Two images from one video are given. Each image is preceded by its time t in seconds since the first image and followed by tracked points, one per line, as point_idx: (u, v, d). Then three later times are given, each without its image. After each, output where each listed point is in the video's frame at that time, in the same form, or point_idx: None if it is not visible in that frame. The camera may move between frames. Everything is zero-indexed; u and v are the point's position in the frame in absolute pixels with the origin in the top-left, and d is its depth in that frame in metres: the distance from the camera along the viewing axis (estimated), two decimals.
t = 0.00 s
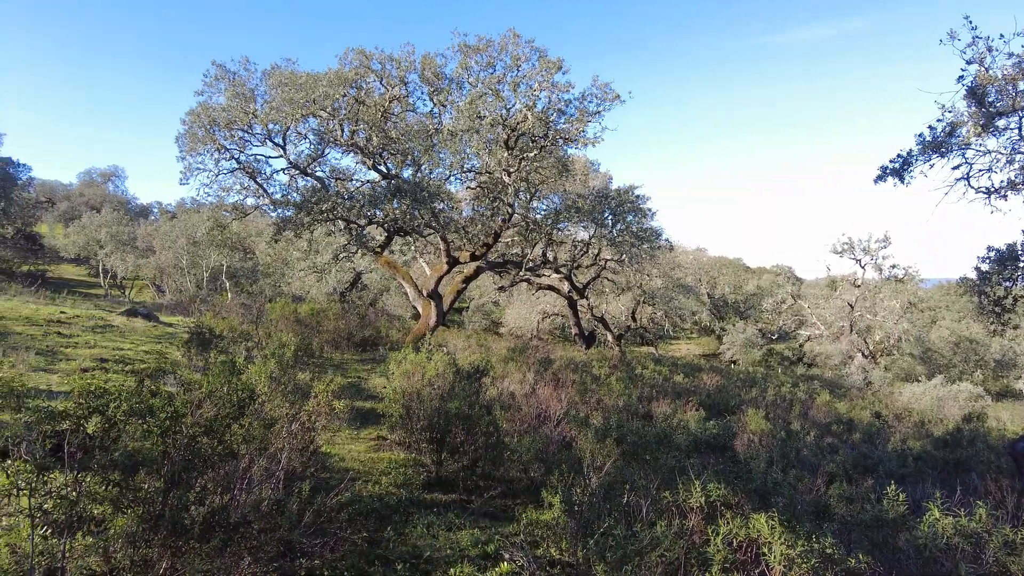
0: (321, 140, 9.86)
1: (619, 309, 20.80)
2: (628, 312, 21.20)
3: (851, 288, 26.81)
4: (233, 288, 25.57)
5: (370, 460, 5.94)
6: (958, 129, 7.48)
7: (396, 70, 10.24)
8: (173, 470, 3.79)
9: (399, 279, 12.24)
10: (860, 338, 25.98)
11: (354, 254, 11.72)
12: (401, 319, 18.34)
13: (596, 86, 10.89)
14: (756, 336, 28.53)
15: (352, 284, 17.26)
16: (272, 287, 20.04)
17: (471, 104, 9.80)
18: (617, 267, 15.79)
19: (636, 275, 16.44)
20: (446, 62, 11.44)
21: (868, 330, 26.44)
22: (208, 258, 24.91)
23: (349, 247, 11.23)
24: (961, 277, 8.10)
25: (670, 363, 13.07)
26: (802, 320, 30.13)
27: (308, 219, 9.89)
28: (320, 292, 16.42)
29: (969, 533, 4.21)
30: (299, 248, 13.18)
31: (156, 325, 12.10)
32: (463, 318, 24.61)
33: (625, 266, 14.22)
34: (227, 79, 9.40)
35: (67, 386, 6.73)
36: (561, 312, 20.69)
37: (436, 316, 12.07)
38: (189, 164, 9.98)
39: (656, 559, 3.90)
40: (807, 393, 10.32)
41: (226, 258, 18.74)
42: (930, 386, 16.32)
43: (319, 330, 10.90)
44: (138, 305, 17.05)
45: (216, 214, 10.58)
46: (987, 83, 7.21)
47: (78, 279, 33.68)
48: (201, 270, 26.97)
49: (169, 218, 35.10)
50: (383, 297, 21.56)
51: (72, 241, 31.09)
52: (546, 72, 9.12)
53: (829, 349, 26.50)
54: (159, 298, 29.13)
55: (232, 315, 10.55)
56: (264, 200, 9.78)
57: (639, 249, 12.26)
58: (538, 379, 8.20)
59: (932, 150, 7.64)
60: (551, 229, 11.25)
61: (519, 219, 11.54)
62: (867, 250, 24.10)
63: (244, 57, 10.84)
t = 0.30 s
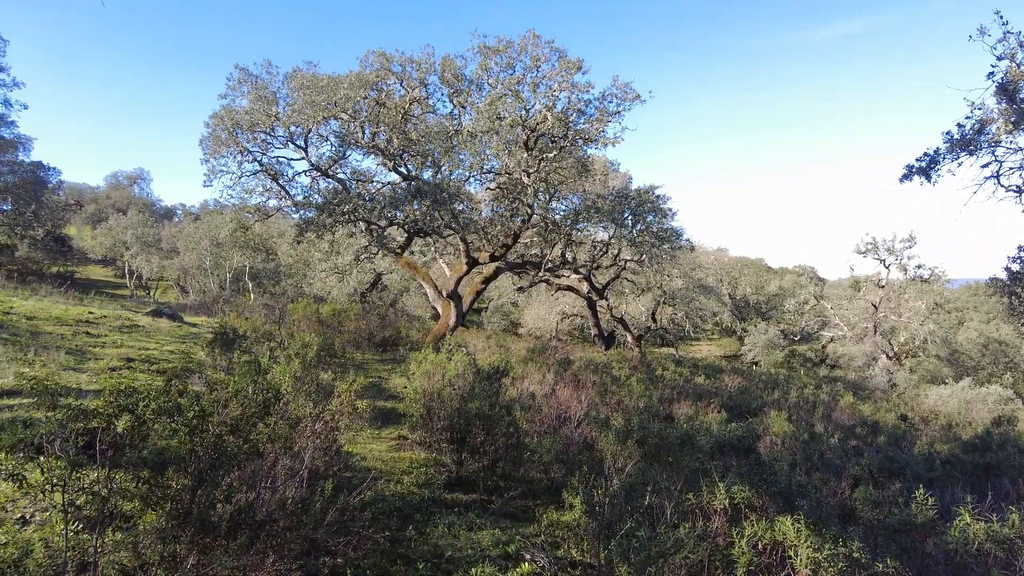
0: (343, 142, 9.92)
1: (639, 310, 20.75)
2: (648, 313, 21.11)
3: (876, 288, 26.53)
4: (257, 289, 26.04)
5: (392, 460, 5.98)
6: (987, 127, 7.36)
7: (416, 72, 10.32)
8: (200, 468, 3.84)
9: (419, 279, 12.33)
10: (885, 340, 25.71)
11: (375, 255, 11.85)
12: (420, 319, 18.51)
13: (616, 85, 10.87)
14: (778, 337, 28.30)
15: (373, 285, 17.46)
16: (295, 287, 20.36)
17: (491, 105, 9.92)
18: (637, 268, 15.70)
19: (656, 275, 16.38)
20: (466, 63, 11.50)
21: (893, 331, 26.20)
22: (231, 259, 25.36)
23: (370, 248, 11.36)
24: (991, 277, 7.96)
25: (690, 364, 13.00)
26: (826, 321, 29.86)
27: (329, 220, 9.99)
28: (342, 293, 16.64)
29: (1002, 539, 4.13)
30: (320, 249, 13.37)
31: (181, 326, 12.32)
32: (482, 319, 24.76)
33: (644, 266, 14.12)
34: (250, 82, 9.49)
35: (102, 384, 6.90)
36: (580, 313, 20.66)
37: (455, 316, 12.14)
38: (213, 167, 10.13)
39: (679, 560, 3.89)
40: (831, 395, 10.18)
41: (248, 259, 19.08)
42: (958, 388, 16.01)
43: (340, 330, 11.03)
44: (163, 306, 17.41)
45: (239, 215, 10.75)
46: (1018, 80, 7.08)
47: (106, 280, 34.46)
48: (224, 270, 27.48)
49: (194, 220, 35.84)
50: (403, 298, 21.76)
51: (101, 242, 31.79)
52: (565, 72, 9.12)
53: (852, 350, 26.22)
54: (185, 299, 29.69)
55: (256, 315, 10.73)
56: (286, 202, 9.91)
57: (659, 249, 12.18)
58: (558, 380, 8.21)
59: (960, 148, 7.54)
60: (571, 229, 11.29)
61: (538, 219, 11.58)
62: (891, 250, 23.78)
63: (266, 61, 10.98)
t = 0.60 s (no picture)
0: (364, 144, 9.99)
1: (658, 310, 20.62)
2: (667, 313, 20.99)
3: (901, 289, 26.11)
4: (278, 290, 26.42)
5: (412, 460, 6.02)
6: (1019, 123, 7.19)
7: (437, 74, 10.39)
8: (226, 466, 3.86)
9: (439, 280, 12.41)
10: (910, 341, 25.25)
11: (396, 256, 11.96)
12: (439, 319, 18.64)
13: (636, 84, 10.83)
14: (801, 338, 28.00)
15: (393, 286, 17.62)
16: (316, 288, 20.63)
17: (511, 105, 9.99)
18: (657, 268, 15.60)
19: (676, 275, 16.28)
20: (485, 64, 11.54)
21: (918, 332, 25.74)
22: (254, 260, 25.76)
23: (392, 249, 11.47)
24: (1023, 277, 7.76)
25: (711, 364, 12.91)
26: (849, 322, 29.45)
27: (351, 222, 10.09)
28: (362, 294, 16.82)
29: None
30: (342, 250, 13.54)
31: (205, 326, 12.54)
32: (501, 319, 24.86)
33: (665, 266, 14.02)
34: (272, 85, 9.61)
35: (133, 383, 7.06)
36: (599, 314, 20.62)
37: (475, 316, 12.18)
38: (236, 169, 10.26)
39: (704, 562, 3.86)
40: (854, 397, 10.05)
41: (270, 260, 19.37)
42: (987, 391, 15.67)
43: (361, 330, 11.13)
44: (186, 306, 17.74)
45: (261, 217, 10.89)
46: None
47: (130, 281, 35.14)
48: (247, 271, 27.92)
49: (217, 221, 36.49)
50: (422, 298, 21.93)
51: (126, 244, 32.41)
52: (585, 72, 9.10)
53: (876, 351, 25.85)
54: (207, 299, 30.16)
55: (279, 315, 10.91)
56: (307, 203, 10.01)
57: (679, 249, 12.15)
58: (579, 380, 8.20)
59: (991, 146, 7.38)
60: (591, 229, 11.27)
61: (557, 220, 11.58)
62: (917, 250, 23.37)
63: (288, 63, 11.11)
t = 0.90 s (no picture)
0: (384, 145, 10.03)
1: (678, 310, 20.50)
2: (687, 313, 20.86)
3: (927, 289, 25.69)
4: (299, 290, 26.77)
5: (432, 459, 6.05)
6: None
7: (456, 74, 10.44)
8: (250, 465, 3.95)
9: (458, 280, 12.48)
10: (935, 342, 24.80)
11: (416, 257, 12.05)
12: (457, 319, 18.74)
13: (656, 84, 10.78)
14: (823, 339, 27.70)
15: (412, 286, 17.76)
16: (337, 288, 20.87)
17: (530, 105, 10.02)
18: (678, 267, 15.46)
19: (696, 275, 16.17)
20: (504, 64, 11.56)
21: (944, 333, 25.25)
22: (275, 261, 26.12)
23: (411, 249, 11.55)
24: None
25: (731, 365, 12.81)
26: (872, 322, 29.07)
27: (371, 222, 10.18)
28: (382, 294, 16.98)
29: None
30: (362, 251, 13.70)
31: (227, 325, 12.73)
32: (519, 319, 24.93)
33: (685, 266, 13.90)
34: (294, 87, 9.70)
35: (159, 382, 7.19)
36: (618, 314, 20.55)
37: (493, 316, 12.23)
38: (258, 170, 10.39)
39: (728, 564, 3.83)
40: (879, 399, 9.90)
41: (290, 260, 19.64)
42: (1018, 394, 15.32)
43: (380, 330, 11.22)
44: (209, 306, 18.03)
45: (282, 218, 11.03)
46: None
47: (154, 280, 35.81)
48: (268, 271, 28.32)
49: (239, 222, 37.08)
50: (441, 298, 22.05)
51: (150, 244, 32.98)
52: (604, 71, 9.07)
53: (900, 352, 25.47)
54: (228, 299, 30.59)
55: (300, 315, 11.06)
56: (328, 204, 10.10)
57: (700, 249, 12.09)
58: (598, 380, 8.19)
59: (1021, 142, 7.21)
60: (610, 229, 11.24)
61: (576, 220, 11.57)
62: (942, 250, 22.94)
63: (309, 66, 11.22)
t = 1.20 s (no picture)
0: (402, 145, 9.99)
1: (697, 310, 20.36)
2: (707, 314, 20.70)
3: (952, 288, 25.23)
4: (319, 290, 27.08)
5: (451, 459, 6.08)
6: None
7: (474, 75, 10.47)
8: (273, 464, 3.97)
9: (476, 280, 12.53)
10: (961, 343, 24.34)
11: (434, 257, 12.11)
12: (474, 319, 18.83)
13: (675, 82, 10.72)
14: (845, 339, 27.38)
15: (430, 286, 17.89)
16: (357, 288, 21.09)
17: (548, 105, 10.03)
18: (696, 267, 15.34)
19: (716, 275, 16.06)
20: (522, 64, 11.56)
21: (970, 334, 24.76)
22: (296, 261, 26.43)
23: (430, 249, 11.62)
24: None
25: (751, 366, 12.71)
26: (895, 323, 28.69)
27: (389, 223, 10.24)
28: (401, 294, 17.11)
29: None
30: (381, 251, 13.83)
31: (248, 325, 12.89)
32: (536, 319, 24.98)
33: (704, 266, 13.78)
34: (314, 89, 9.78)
35: (184, 381, 7.29)
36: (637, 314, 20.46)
37: (511, 316, 12.26)
38: (278, 171, 10.50)
39: (751, 566, 3.79)
40: (902, 401, 9.76)
41: (310, 261, 19.87)
42: None
43: (399, 329, 11.29)
44: (229, 306, 18.28)
45: (302, 219, 11.15)
46: None
47: (176, 280, 36.42)
48: (288, 272, 28.67)
49: (259, 223, 37.62)
50: (458, 298, 22.17)
51: (172, 245, 33.48)
52: (623, 70, 9.04)
53: (925, 353, 25.07)
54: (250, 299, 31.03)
55: (320, 314, 11.19)
56: (347, 205, 10.18)
57: (719, 249, 12.04)
58: (617, 381, 8.17)
59: None
60: (628, 229, 11.19)
61: (594, 219, 11.55)
62: (968, 249, 22.51)
63: (328, 68, 11.33)
